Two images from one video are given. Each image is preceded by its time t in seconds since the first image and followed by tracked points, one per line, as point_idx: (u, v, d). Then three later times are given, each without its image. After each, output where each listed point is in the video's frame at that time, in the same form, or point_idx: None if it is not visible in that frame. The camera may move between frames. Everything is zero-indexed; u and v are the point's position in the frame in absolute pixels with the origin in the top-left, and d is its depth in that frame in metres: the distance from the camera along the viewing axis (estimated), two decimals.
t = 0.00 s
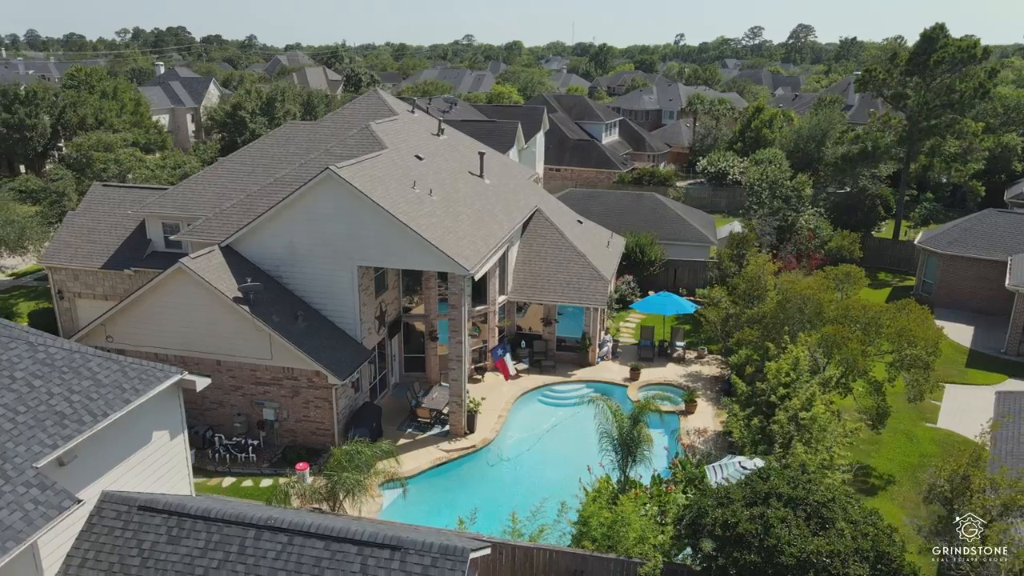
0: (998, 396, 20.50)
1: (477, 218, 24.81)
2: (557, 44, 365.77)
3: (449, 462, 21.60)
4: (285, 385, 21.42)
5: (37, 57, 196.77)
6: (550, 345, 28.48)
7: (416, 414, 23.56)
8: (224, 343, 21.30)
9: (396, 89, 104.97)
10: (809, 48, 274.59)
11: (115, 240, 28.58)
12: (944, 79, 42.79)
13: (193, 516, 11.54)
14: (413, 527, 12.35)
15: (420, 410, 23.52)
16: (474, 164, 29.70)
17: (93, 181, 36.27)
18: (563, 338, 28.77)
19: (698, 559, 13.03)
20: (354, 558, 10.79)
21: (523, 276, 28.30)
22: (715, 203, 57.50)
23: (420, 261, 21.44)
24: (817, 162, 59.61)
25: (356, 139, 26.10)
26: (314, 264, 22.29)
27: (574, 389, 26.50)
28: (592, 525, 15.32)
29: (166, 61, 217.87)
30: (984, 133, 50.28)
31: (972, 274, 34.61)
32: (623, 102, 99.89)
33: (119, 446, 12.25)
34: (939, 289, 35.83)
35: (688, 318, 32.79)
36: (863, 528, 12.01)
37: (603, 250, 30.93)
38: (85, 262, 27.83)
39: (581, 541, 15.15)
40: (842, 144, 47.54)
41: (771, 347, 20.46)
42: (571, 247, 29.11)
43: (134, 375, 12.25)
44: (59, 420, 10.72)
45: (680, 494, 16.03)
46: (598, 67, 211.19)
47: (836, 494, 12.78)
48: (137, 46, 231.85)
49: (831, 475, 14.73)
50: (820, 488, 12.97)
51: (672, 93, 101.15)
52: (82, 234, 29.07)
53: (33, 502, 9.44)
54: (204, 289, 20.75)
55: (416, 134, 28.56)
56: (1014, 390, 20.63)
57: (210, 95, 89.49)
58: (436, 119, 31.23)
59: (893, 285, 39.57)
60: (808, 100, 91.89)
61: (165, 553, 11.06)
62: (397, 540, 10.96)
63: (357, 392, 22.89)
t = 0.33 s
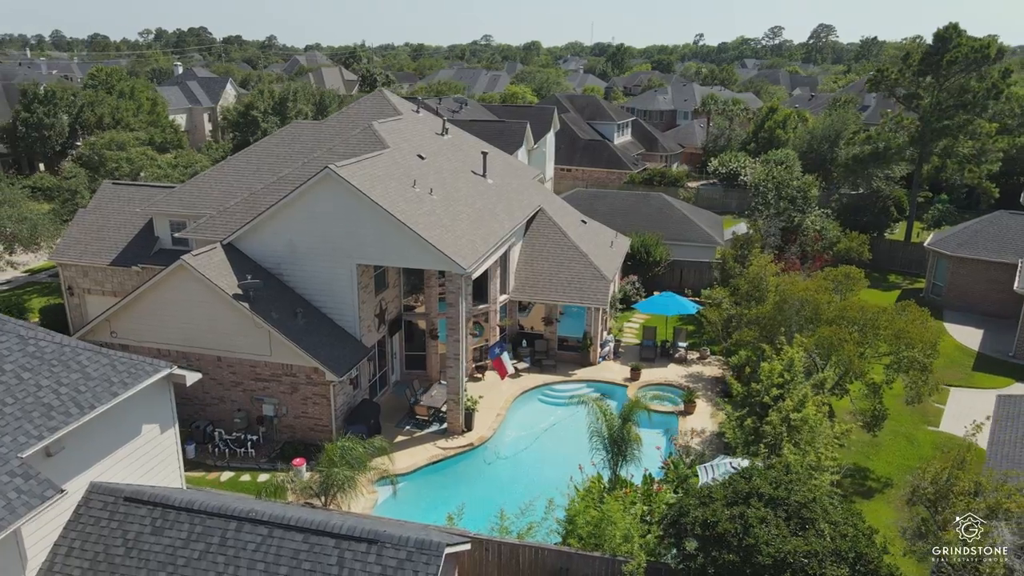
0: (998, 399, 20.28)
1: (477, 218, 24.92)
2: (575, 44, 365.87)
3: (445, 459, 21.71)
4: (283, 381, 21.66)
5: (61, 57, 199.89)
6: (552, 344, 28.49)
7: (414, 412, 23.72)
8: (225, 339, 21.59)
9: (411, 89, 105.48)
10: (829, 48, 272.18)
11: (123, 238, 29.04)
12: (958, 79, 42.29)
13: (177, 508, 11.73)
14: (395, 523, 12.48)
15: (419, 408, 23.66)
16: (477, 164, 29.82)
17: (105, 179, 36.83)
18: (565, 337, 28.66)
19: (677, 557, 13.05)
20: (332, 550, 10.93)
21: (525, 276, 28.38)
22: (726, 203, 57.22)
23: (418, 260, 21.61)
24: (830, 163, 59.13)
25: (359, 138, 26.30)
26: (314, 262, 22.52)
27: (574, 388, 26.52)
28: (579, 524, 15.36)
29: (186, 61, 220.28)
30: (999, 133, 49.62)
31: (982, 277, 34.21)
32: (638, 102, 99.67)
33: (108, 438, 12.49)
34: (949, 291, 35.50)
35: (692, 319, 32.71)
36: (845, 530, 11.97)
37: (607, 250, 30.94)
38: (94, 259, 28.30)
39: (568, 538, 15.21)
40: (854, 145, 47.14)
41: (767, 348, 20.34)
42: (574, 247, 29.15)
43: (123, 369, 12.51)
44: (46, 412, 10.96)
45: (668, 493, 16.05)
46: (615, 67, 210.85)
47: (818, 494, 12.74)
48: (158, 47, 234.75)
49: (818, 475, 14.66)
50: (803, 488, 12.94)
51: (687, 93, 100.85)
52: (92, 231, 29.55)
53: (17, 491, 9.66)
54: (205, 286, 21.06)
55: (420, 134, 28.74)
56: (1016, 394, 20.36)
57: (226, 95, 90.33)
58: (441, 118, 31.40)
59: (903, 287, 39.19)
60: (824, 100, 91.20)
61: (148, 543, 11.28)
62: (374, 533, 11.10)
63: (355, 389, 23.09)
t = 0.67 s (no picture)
0: (999, 403, 20.07)
1: (479, 217, 25.04)
2: (593, 44, 365.29)
3: (442, 457, 21.86)
4: (284, 377, 21.93)
5: (86, 58, 203.26)
6: (554, 344, 28.57)
7: (414, 409, 23.92)
8: (228, 336, 21.91)
9: (427, 90, 105.95)
10: (851, 48, 269.42)
11: (134, 235, 29.52)
12: (972, 79, 41.80)
13: (165, 499, 11.98)
14: (380, 518, 12.66)
15: (419, 406, 23.85)
16: (482, 164, 29.97)
17: (119, 178, 37.42)
18: (567, 337, 28.76)
19: (659, 557, 13.11)
20: (313, 543, 11.13)
21: (528, 275, 28.50)
22: (739, 204, 56.93)
23: (418, 258, 21.81)
24: (845, 164, 58.65)
25: (363, 138, 26.54)
26: (315, 260, 22.80)
27: (576, 387, 26.58)
28: (567, 522, 15.48)
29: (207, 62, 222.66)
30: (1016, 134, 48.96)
31: (993, 279, 33.84)
32: (653, 102, 99.41)
33: (101, 431, 12.78)
34: (960, 293, 35.13)
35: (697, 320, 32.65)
36: (825, 530, 11.98)
37: (611, 250, 30.97)
38: (105, 256, 28.81)
39: (557, 535, 15.34)
40: (867, 146, 46.73)
41: (764, 349, 20.29)
42: (577, 247, 29.19)
43: (116, 363, 12.79)
44: (38, 404, 11.24)
45: (659, 492, 16.09)
46: (633, 67, 210.33)
47: (802, 495, 12.74)
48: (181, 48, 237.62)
49: (806, 476, 14.67)
50: (785, 487, 12.99)
51: (702, 93, 100.54)
52: (104, 229, 30.08)
53: (5, 480, 9.93)
54: (207, 283, 21.39)
55: (425, 133, 28.92)
56: (1018, 397, 20.16)
57: (244, 95, 91.32)
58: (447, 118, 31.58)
59: (914, 289, 38.81)
60: (841, 100, 90.43)
61: (136, 534, 11.54)
62: (355, 527, 11.28)
63: (356, 386, 23.32)
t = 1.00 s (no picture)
0: (1002, 407, 19.86)
1: (482, 217, 25.20)
2: (614, 44, 364.41)
3: (442, 454, 22.03)
4: (287, 374, 22.24)
5: (111, 58, 206.44)
6: (558, 344, 28.62)
7: (415, 407, 24.13)
8: (232, 332, 22.27)
9: (444, 89, 106.29)
10: (875, 48, 266.12)
11: (146, 233, 30.04)
12: (989, 79, 41.19)
13: (156, 490, 12.27)
14: (367, 512, 12.87)
15: (419, 403, 24.05)
16: (488, 163, 30.11)
17: (134, 177, 38.01)
18: (572, 336, 28.91)
19: (642, 556, 13.16)
20: (296, 535, 11.36)
21: (533, 275, 28.61)
22: (752, 205, 56.53)
23: (419, 257, 22.01)
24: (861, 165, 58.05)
25: (369, 138, 26.78)
26: (319, 258, 23.09)
27: (578, 387, 26.63)
28: (557, 519, 15.57)
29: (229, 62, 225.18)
30: None
31: (1007, 283, 33.39)
32: (670, 102, 98.99)
33: (96, 423, 13.10)
34: (973, 297, 34.67)
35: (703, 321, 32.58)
36: (806, 531, 12.01)
37: (617, 251, 31.00)
38: (118, 253, 29.35)
39: (546, 532, 15.47)
40: (882, 147, 46.25)
41: (762, 351, 20.20)
42: (582, 247, 29.23)
43: (112, 357, 13.12)
44: (33, 396, 11.55)
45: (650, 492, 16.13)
46: (652, 68, 209.72)
47: (786, 495, 12.77)
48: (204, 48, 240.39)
49: (796, 478, 14.68)
50: (771, 489, 13.03)
51: (720, 94, 99.94)
52: (117, 226, 30.63)
53: None
54: (212, 280, 21.74)
55: (432, 134, 29.13)
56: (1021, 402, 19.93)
57: (263, 95, 92.30)
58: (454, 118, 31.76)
59: (927, 292, 38.38)
60: (861, 101, 89.49)
61: (127, 524, 11.84)
62: (339, 520, 11.48)
63: (358, 383, 23.58)
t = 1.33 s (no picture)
0: (1004, 412, 19.59)
1: (484, 216, 25.31)
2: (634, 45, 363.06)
3: (441, 452, 22.21)
4: (289, 371, 22.50)
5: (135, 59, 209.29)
6: (562, 344, 28.78)
7: (415, 405, 24.33)
8: (235, 329, 22.58)
9: (460, 90, 106.51)
10: (898, 48, 262.68)
11: (157, 231, 30.51)
12: (1006, 80, 40.58)
13: (146, 483, 12.52)
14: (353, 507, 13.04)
15: (420, 401, 24.22)
16: (493, 163, 30.21)
17: (148, 175, 38.62)
18: (575, 336, 28.73)
19: (625, 555, 13.18)
20: (279, 528, 11.53)
21: (537, 275, 28.69)
22: (766, 207, 56.10)
23: (419, 257, 22.19)
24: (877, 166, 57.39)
25: (374, 137, 27.00)
26: (321, 257, 23.34)
27: (581, 387, 26.62)
28: (546, 518, 15.63)
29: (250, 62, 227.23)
30: None
31: (1019, 286, 32.92)
32: (687, 103, 98.50)
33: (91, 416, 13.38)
34: (985, 300, 34.19)
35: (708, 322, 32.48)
36: (788, 532, 12.00)
37: (622, 251, 31.00)
38: (129, 251, 29.86)
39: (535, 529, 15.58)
40: (897, 148, 45.71)
41: (760, 352, 20.06)
42: (586, 248, 29.22)
43: (106, 351, 13.40)
44: (26, 388, 11.85)
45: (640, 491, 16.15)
46: (671, 68, 208.59)
47: (769, 496, 12.78)
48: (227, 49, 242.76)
49: (786, 480, 14.63)
50: (753, 489, 13.07)
51: (737, 95, 99.30)
52: (128, 224, 31.14)
53: None
54: (216, 278, 22.06)
55: (437, 133, 29.29)
56: None
57: (280, 95, 93.15)
58: (461, 118, 31.90)
59: (939, 295, 37.90)
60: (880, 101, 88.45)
61: (117, 514, 12.10)
62: (321, 515, 11.64)
63: (359, 380, 23.79)
